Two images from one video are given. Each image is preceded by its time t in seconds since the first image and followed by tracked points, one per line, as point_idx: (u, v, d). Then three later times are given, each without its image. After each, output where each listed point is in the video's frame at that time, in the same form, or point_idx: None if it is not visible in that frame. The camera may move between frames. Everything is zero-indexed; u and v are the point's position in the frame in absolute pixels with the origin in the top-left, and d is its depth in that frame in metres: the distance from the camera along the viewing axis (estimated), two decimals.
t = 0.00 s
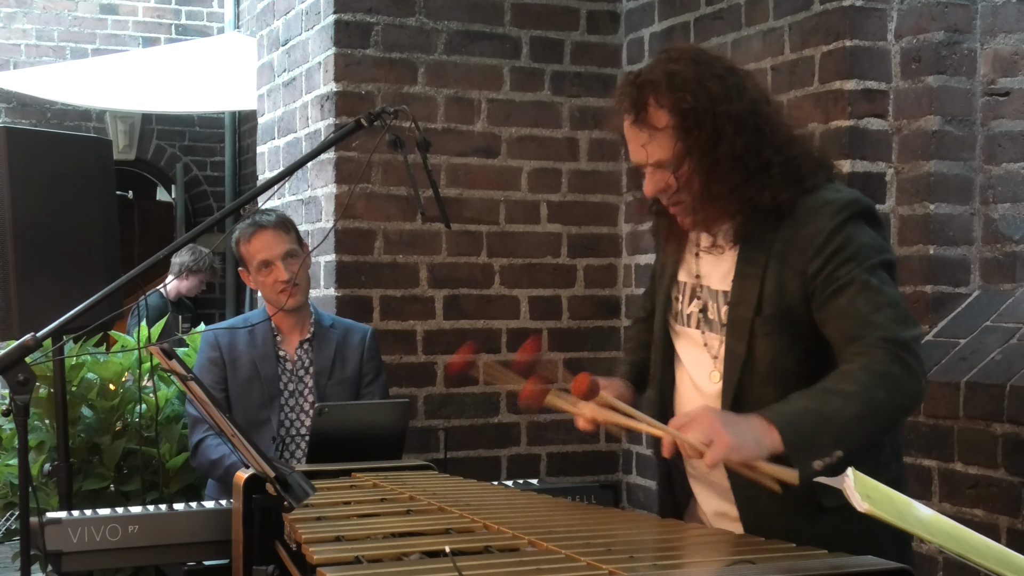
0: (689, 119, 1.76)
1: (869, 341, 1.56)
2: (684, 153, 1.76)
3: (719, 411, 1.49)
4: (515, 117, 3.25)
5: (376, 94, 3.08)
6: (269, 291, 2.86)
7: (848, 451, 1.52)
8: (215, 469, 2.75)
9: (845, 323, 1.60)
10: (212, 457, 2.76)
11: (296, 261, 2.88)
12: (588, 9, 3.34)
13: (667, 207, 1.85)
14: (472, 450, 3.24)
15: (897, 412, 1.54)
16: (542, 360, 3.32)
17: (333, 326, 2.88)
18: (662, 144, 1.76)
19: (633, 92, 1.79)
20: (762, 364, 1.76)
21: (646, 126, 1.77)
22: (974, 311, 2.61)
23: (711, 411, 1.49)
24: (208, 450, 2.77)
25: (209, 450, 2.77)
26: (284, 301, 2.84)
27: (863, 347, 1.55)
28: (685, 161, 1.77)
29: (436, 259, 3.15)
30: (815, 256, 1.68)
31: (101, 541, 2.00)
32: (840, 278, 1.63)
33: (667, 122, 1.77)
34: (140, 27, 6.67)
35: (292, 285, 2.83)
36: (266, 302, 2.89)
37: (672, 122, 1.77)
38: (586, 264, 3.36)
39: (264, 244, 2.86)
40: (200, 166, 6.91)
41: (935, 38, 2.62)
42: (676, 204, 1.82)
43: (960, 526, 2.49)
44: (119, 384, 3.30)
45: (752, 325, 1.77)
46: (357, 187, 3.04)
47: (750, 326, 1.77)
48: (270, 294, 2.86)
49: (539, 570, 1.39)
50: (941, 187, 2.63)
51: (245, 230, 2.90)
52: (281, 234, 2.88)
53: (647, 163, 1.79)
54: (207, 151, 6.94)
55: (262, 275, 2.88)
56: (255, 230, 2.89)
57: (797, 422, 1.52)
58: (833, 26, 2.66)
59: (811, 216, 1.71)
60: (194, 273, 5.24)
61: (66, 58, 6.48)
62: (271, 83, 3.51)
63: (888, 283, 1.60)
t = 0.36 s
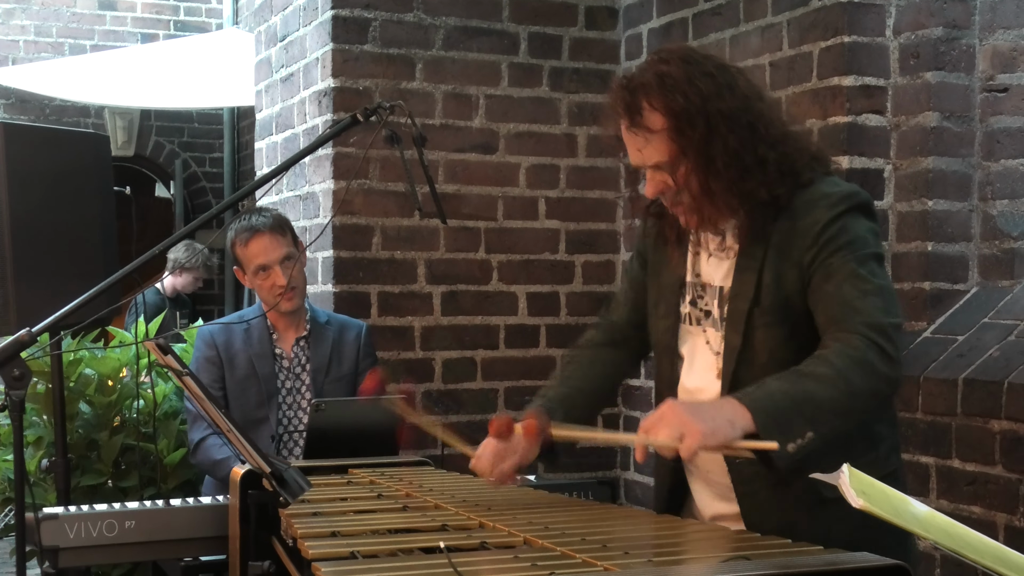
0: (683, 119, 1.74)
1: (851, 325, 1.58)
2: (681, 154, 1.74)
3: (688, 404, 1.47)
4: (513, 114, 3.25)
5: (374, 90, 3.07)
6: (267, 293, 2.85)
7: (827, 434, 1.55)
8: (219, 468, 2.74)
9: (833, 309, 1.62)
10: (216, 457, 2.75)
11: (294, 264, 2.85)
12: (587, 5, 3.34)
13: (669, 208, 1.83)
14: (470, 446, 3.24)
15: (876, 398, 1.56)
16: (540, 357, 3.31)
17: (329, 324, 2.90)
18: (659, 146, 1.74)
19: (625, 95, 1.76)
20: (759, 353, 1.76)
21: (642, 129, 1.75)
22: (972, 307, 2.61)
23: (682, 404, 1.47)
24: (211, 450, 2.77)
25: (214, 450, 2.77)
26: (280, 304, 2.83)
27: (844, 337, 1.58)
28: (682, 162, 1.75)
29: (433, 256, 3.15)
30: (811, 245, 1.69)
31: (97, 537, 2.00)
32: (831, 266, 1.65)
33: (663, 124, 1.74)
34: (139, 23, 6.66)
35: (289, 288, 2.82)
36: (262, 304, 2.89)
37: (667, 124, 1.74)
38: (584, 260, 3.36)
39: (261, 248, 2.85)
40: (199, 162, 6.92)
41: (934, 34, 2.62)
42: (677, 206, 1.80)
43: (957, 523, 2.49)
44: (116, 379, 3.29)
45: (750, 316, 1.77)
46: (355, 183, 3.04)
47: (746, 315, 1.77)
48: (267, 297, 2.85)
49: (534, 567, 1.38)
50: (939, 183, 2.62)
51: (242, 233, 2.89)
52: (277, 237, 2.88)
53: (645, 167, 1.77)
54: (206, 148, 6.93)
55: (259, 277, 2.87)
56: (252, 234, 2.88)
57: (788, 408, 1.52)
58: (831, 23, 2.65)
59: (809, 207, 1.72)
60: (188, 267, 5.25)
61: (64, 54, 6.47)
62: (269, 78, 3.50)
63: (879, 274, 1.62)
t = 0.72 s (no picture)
0: (693, 118, 1.72)
1: (871, 349, 1.58)
2: (688, 152, 1.74)
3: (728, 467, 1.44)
4: (513, 110, 3.25)
5: (373, 86, 3.07)
6: (272, 297, 2.84)
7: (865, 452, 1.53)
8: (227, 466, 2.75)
9: (847, 326, 1.62)
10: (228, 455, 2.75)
11: (299, 265, 2.82)
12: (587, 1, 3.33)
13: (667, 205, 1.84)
14: (469, 443, 3.24)
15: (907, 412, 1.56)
16: (540, 353, 3.31)
17: (332, 321, 2.89)
18: (666, 144, 1.73)
19: (634, 90, 1.74)
20: (767, 365, 1.76)
21: (649, 126, 1.73)
22: (972, 303, 2.61)
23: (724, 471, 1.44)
24: (222, 449, 2.77)
25: (225, 447, 2.76)
26: (287, 306, 2.82)
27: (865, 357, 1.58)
28: (692, 162, 1.74)
29: (433, 252, 3.15)
30: (821, 257, 1.69)
31: (96, 534, 1.99)
32: (843, 280, 1.65)
33: (671, 122, 1.72)
34: (140, 19, 6.66)
35: (295, 290, 2.80)
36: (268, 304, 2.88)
37: (675, 122, 1.72)
38: (584, 256, 3.36)
39: (266, 252, 2.83)
40: (199, 159, 6.92)
41: (934, 30, 2.61)
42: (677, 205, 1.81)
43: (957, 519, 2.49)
44: (116, 376, 3.30)
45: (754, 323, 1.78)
46: (355, 179, 3.04)
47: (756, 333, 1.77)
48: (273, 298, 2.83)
49: (532, 563, 1.38)
50: (939, 179, 2.62)
51: (245, 236, 2.86)
52: (282, 240, 2.85)
53: (648, 164, 1.76)
54: (207, 144, 6.94)
55: (264, 280, 2.85)
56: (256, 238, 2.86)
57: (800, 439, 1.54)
58: (831, 18, 2.65)
59: (818, 216, 1.72)
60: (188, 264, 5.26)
61: (65, 51, 6.47)
62: (269, 74, 3.50)
63: (892, 284, 1.62)
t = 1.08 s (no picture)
0: (698, 96, 1.74)
1: (893, 347, 1.62)
2: (693, 131, 1.75)
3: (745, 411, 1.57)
4: (514, 106, 3.24)
5: (374, 82, 3.06)
6: (283, 306, 2.82)
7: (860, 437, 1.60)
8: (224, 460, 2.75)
9: (866, 322, 1.66)
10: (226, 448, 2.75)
11: (310, 277, 2.82)
12: None
13: (674, 185, 1.83)
14: (470, 439, 3.23)
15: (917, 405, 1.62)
16: (541, 349, 3.31)
17: (338, 322, 2.88)
18: (671, 123, 1.75)
19: (638, 71, 1.76)
20: (777, 347, 1.76)
21: (654, 105, 1.75)
22: (973, 299, 2.60)
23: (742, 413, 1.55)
24: (219, 443, 2.77)
25: (222, 442, 2.76)
26: (296, 315, 2.83)
27: (887, 360, 1.61)
28: (693, 140, 1.75)
29: (433, 248, 3.15)
30: (837, 239, 1.70)
31: (97, 529, 2.00)
32: (860, 274, 1.67)
33: (676, 101, 1.75)
34: (141, 16, 6.66)
35: (305, 303, 2.80)
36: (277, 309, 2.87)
37: (680, 100, 1.74)
38: (585, 253, 3.36)
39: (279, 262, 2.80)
40: (201, 155, 6.92)
41: (935, 26, 2.60)
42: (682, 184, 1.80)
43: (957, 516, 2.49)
44: (116, 372, 3.30)
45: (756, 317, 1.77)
46: (356, 175, 3.04)
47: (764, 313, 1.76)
48: (283, 307, 2.82)
49: (529, 558, 1.38)
50: (940, 175, 2.61)
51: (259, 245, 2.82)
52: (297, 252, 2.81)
53: (653, 143, 1.78)
54: (208, 141, 6.94)
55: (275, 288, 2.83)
56: (270, 246, 2.84)
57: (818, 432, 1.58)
58: (832, 14, 2.65)
59: (830, 198, 1.73)
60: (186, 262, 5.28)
61: (66, 48, 6.47)
62: (269, 71, 3.50)
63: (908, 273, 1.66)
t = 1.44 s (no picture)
0: (742, 76, 1.71)
1: (905, 337, 1.61)
2: (732, 111, 1.72)
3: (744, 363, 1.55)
4: (514, 101, 3.24)
5: (374, 77, 3.06)
6: (286, 310, 2.82)
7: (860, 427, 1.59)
8: (218, 458, 2.76)
9: (878, 315, 1.64)
10: (222, 446, 2.75)
11: (315, 283, 2.82)
12: None
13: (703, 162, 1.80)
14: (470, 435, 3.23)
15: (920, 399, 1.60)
16: (542, 345, 3.31)
17: (340, 324, 2.88)
18: (712, 100, 1.72)
19: (686, 43, 1.75)
20: (780, 342, 1.75)
21: (697, 81, 1.72)
22: (974, 295, 2.60)
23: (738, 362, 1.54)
24: (215, 440, 2.77)
25: (218, 439, 2.77)
26: (299, 321, 2.82)
27: (893, 350, 1.60)
28: (729, 120, 1.73)
29: (434, 244, 3.14)
30: (857, 233, 1.68)
31: (96, 524, 2.01)
32: (876, 271, 1.65)
33: (719, 79, 1.72)
34: (143, 11, 6.65)
35: (309, 309, 2.80)
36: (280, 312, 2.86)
37: (724, 80, 1.72)
38: (585, 248, 3.35)
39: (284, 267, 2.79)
40: (202, 150, 6.92)
41: (935, 21, 2.60)
42: (710, 161, 1.78)
43: (956, 512, 2.49)
44: (116, 367, 3.30)
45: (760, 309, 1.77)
46: (356, 170, 3.04)
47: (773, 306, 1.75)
48: (286, 313, 2.82)
49: (526, 554, 1.38)
50: (941, 171, 2.61)
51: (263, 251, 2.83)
52: (302, 258, 2.81)
53: (687, 117, 1.75)
54: (210, 136, 6.94)
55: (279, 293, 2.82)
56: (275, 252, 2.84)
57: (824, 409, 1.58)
58: (832, 9, 2.64)
59: (856, 193, 1.71)
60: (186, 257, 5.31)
61: (68, 42, 6.47)
62: (270, 66, 3.49)
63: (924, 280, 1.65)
